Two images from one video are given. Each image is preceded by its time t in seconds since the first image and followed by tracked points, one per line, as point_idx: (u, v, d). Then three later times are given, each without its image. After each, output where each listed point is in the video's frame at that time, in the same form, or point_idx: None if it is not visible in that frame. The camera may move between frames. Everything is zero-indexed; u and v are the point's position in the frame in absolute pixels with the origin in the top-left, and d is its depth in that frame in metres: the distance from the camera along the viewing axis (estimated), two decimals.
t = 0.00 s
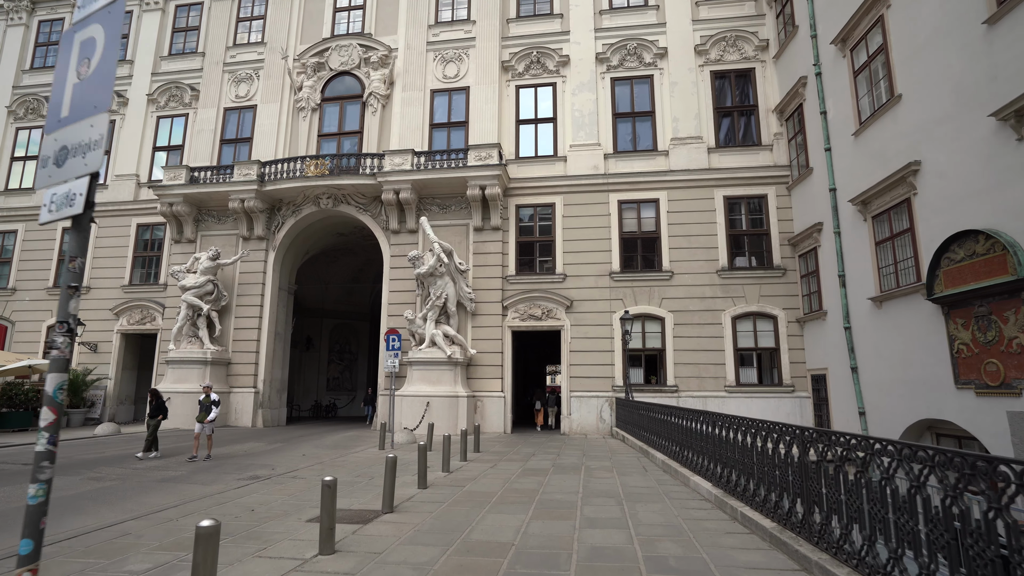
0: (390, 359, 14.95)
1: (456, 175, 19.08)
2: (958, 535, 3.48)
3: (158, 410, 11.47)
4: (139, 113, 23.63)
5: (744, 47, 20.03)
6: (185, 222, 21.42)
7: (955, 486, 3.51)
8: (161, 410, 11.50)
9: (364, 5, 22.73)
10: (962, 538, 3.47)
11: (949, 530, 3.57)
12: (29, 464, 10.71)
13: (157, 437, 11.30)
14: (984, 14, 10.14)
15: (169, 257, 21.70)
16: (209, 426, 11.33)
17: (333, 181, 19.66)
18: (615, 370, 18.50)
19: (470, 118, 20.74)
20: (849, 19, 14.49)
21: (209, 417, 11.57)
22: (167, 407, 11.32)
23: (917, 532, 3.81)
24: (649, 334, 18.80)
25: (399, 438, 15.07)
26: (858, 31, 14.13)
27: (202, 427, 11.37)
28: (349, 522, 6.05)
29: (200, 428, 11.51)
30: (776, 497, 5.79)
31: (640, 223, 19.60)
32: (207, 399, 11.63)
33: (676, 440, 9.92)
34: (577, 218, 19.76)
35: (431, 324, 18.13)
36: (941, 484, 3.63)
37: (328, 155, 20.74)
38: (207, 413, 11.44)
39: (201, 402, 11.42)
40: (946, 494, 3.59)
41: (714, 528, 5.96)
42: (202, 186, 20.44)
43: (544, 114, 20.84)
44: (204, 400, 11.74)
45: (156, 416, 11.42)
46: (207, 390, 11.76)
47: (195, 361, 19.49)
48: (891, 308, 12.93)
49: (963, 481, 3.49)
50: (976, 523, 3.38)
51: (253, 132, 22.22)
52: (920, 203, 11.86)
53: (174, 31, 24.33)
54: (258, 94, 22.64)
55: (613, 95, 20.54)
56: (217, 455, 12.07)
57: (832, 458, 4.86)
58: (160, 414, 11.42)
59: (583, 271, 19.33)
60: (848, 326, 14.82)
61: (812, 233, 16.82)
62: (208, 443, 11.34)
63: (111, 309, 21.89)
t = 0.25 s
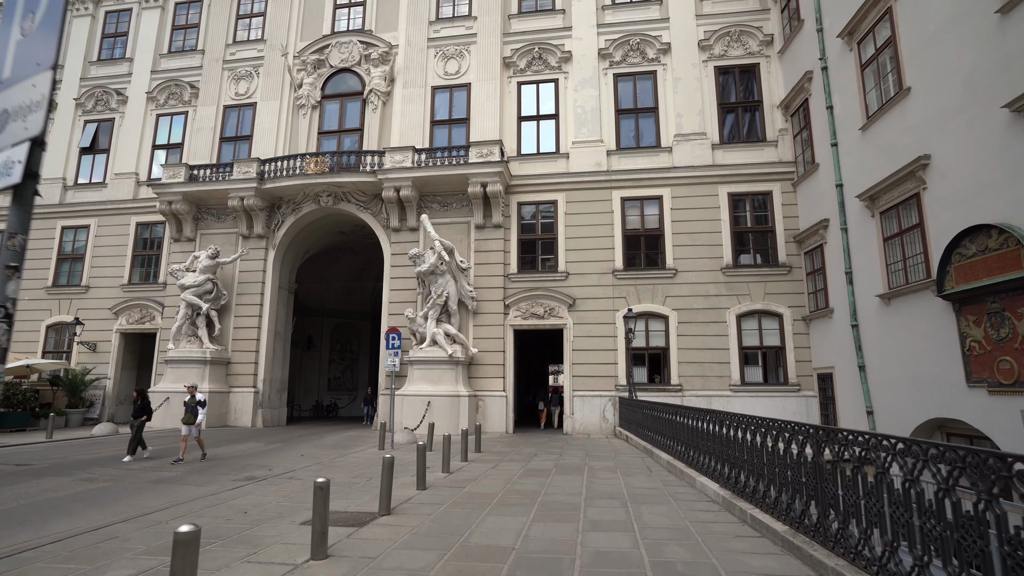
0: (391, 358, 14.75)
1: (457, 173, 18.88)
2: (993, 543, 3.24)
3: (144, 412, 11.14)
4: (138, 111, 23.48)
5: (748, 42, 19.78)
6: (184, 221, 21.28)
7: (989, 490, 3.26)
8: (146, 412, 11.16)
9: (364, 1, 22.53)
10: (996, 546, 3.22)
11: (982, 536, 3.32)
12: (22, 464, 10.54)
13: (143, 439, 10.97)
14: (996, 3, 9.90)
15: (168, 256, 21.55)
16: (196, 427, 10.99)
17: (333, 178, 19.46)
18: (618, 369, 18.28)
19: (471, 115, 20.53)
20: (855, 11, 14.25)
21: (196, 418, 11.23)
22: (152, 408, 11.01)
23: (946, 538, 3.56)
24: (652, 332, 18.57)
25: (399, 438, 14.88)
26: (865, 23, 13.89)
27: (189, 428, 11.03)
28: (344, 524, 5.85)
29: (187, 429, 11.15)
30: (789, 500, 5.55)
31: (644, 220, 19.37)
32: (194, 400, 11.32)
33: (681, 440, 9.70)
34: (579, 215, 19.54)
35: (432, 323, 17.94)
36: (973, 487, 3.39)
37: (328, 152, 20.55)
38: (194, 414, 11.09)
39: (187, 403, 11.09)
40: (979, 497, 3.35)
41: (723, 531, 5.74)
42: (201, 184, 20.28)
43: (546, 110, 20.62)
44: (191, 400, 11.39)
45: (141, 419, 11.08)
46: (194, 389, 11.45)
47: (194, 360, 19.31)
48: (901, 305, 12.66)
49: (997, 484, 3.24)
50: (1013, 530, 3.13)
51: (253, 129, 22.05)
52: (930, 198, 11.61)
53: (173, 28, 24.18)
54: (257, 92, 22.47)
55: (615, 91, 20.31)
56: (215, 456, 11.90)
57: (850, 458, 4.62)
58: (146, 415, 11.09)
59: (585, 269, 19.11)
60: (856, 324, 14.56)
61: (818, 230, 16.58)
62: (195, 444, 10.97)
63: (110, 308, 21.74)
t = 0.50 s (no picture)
0: (390, 358, 14.54)
1: (457, 171, 18.66)
2: None
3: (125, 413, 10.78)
4: (136, 110, 23.30)
5: (752, 38, 19.55)
6: (182, 220, 21.10)
7: None
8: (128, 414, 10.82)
9: None
10: None
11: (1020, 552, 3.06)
12: (13, 467, 10.35)
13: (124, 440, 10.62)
14: None
15: (166, 255, 21.37)
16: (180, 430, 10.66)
17: (331, 177, 19.24)
18: (620, 369, 18.05)
19: (471, 112, 20.32)
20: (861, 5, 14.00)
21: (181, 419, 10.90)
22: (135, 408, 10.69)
23: (977, 553, 3.30)
24: (655, 332, 18.34)
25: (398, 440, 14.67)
26: (871, 17, 13.64)
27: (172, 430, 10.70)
28: (336, 531, 5.64)
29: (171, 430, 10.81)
30: (800, 507, 5.29)
31: (646, 218, 19.14)
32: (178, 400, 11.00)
33: (685, 442, 9.47)
34: (581, 213, 19.32)
35: (431, 322, 17.73)
36: (1010, 499, 3.12)
37: (327, 150, 20.34)
38: (178, 415, 10.77)
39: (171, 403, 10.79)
40: (1019, 510, 3.08)
41: (730, 539, 5.50)
42: (198, 183, 20.09)
43: (546, 107, 20.39)
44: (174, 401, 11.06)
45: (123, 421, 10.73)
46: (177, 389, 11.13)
47: (192, 360, 19.11)
48: (909, 304, 12.39)
49: None
50: None
51: (251, 128, 21.86)
52: (939, 194, 11.37)
53: (171, 26, 24.00)
54: (256, 90, 22.28)
55: (617, 88, 20.07)
56: (210, 458, 11.70)
57: (868, 464, 4.35)
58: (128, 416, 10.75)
59: (587, 268, 18.89)
60: (862, 323, 14.31)
61: (823, 228, 16.34)
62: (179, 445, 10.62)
63: (108, 308, 21.57)
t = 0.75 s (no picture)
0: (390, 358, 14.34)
1: (458, 168, 18.47)
2: None
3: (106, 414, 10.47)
4: (134, 108, 23.15)
5: (755, 34, 19.33)
6: (180, 218, 20.94)
7: None
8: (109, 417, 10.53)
9: None
10: None
11: None
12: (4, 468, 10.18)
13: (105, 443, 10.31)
14: None
15: (165, 254, 21.20)
16: (163, 431, 10.38)
17: (331, 175, 19.05)
18: (623, 369, 17.85)
19: (472, 109, 20.13)
20: None
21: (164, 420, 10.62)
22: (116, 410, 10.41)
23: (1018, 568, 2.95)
24: (657, 331, 18.13)
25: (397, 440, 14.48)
26: (879, 10, 13.39)
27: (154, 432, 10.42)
28: (329, 535, 5.44)
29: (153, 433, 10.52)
30: (811, 512, 5.00)
31: (648, 216, 18.93)
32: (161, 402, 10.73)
33: (689, 443, 9.24)
34: (583, 211, 19.11)
35: (431, 322, 17.54)
36: None
37: (327, 148, 20.16)
38: (161, 416, 10.48)
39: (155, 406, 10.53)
40: None
41: (739, 545, 5.26)
42: (197, 181, 19.93)
43: (548, 105, 20.20)
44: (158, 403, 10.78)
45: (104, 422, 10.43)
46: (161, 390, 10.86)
47: (190, 360, 18.94)
48: (919, 301, 12.06)
49: None
50: None
51: (250, 125, 21.69)
52: (949, 190, 11.12)
53: (170, 24, 23.83)
54: (255, 87, 22.11)
55: (619, 85, 19.86)
56: (206, 458, 11.53)
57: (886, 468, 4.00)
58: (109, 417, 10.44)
59: (589, 267, 18.68)
60: (869, 322, 14.04)
61: (828, 226, 16.10)
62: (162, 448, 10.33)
63: (106, 307, 21.41)
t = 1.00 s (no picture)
0: (390, 358, 14.13)
1: (458, 166, 18.26)
2: None
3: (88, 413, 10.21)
4: (133, 106, 22.99)
5: (760, 30, 19.11)
6: (180, 217, 20.79)
7: None
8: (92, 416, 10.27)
9: None
10: None
11: None
12: None
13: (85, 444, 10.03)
14: None
15: (163, 253, 21.03)
16: (143, 433, 10.06)
17: (331, 172, 18.86)
18: (625, 368, 17.64)
19: (473, 107, 19.94)
20: None
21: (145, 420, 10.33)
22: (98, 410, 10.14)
23: None
24: (661, 331, 17.91)
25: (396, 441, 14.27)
26: (887, 4, 13.16)
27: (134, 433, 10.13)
28: (323, 539, 5.25)
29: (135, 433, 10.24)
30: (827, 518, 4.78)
31: (651, 214, 18.71)
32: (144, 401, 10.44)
33: (694, 444, 9.03)
34: (585, 210, 18.91)
35: (432, 321, 17.35)
36: None
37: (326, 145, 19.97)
38: (141, 418, 10.15)
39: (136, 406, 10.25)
40: None
41: (750, 551, 5.05)
42: (196, 179, 19.75)
43: (550, 102, 20.00)
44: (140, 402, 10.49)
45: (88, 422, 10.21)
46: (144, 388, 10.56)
47: (188, 360, 18.76)
48: (929, 300, 11.84)
49: None
50: None
51: (250, 123, 21.52)
52: (959, 187, 10.89)
53: (170, 21, 23.68)
54: (255, 85, 21.94)
55: (622, 82, 19.65)
56: (202, 459, 11.33)
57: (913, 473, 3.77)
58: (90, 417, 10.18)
59: (591, 265, 18.47)
60: (877, 321, 13.81)
61: (834, 224, 15.88)
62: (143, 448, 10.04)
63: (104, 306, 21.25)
